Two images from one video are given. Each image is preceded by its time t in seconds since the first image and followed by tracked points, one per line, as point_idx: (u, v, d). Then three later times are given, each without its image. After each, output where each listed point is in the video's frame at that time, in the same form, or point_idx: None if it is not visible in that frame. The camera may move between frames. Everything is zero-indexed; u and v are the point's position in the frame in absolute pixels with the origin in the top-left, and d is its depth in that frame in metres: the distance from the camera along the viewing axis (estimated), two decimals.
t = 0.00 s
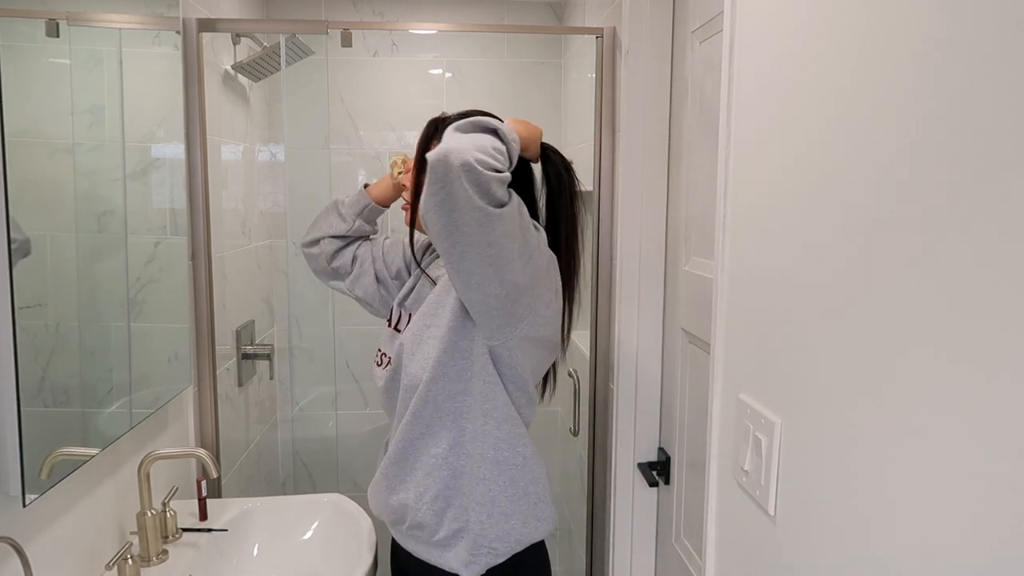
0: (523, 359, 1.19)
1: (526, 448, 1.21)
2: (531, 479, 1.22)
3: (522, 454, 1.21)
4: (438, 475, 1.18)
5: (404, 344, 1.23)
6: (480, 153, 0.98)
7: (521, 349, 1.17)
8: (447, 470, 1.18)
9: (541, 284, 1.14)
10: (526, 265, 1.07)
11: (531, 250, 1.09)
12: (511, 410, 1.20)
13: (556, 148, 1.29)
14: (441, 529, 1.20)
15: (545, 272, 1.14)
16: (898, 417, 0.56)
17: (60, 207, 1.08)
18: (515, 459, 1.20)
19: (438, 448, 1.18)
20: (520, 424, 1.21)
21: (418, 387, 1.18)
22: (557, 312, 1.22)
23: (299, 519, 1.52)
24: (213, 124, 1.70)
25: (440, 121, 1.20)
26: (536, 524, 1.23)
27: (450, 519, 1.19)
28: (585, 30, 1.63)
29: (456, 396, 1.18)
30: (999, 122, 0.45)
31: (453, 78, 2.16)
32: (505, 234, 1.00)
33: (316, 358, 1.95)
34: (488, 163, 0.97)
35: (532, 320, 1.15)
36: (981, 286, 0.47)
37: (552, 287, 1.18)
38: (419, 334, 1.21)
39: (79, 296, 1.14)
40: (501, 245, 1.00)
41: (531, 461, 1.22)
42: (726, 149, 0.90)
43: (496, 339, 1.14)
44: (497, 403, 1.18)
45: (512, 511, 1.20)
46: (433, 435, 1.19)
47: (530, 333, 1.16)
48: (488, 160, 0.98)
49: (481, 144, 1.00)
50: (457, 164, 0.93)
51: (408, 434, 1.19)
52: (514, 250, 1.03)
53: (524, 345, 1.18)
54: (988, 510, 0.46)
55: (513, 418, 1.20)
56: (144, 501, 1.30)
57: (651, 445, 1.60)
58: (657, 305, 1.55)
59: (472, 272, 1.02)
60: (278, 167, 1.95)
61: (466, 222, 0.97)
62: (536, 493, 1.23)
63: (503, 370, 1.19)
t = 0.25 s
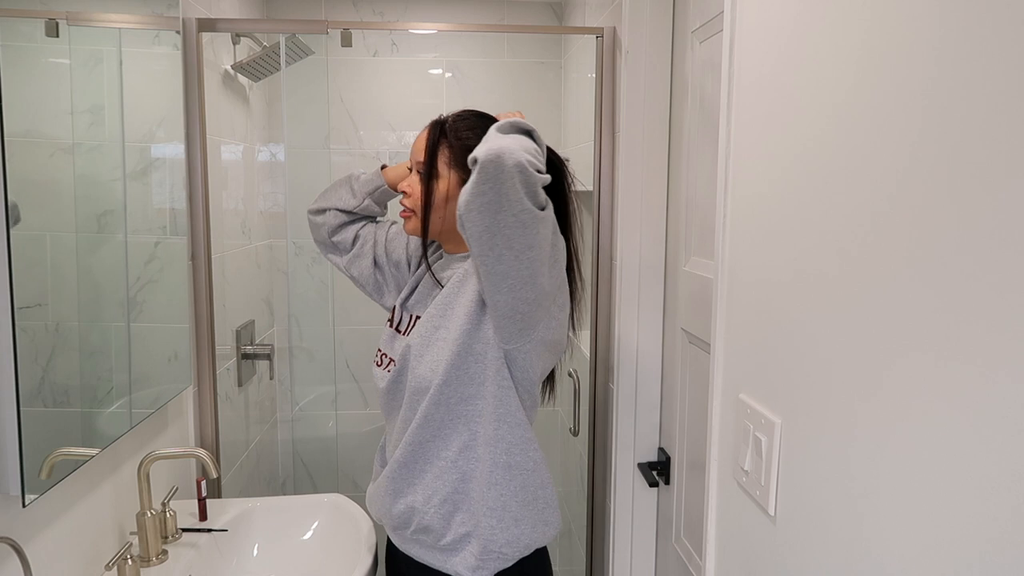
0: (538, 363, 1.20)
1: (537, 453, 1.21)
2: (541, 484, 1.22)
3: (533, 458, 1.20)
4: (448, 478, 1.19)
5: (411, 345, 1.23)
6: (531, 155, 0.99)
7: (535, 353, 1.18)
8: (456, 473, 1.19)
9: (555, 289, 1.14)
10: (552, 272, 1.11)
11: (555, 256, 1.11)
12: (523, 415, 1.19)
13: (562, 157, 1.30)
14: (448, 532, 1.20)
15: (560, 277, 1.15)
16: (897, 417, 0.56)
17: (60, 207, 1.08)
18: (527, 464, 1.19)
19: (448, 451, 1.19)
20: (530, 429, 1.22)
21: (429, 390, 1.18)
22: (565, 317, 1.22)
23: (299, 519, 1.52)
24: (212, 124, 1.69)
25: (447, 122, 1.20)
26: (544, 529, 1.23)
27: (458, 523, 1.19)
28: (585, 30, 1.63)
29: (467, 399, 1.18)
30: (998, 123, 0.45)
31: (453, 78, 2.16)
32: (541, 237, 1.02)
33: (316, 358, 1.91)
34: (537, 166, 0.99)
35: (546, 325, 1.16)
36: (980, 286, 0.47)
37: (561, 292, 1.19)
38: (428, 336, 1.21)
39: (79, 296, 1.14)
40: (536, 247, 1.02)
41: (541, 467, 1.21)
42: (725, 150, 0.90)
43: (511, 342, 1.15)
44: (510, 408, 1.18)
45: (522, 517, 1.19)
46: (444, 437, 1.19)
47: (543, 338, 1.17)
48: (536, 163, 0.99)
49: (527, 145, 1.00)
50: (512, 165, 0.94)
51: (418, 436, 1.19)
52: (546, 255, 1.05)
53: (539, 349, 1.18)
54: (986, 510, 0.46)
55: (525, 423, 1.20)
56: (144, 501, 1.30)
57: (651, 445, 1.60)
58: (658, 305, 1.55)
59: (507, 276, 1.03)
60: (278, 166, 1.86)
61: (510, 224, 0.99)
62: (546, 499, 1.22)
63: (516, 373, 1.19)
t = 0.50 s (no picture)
0: (550, 363, 1.21)
1: (549, 453, 1.21)
2: (553, 484, 1.22)
3: (546, 459, 1.20)
4: (460, 479, 1.19)
5: (417, 347, 1.22)
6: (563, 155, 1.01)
7: (548, 353, 1.18)
8: (468, 474, 1.19)
9: (568, 289, 1.14)
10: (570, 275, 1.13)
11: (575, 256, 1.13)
12: (535, 415, 1.19)
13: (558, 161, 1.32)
14: (460, 534, 1.20)
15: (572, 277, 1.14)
16: (897, 417, 0.56)
17: (59, 207, 1.08)
18: (541, 463, 1.19)
19: (461, 452, 1.20)
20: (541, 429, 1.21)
21: (441, 391, 1.18)
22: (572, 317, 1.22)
23: (299, 519, 1.52)
24: (212, 124, 1.69)
25: (447, 125, 1.19)
26: (556, 529, 1.23)
27: (470, 524, 1.20)
28: (585, 30, 1.63)
29: (479, 400, 1.19)
30: (999, 123, 0.45)
31: (453, 78, 2.16)
32: (569, 236, 1.05)
33: (316, 358, 1.91)
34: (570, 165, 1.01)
35: (558, 325, 1.16)
36: (980, 286, 0.47)
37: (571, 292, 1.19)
38: (434, 337, 1.20)
39: (79, 295, 1.14)
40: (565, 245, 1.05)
41: (553, 466, 1.22)
42: (726, 150, 0.90)
43: (524, 343, 1.15)
44: (523, 408, 1.18)
45: (535, 517, 1.19)
46: (457, 439, 1.20)
47: (554, 338, 1.17)
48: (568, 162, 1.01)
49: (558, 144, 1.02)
50: (551, 164, 0.96)
51: (429, 438, 1.19)
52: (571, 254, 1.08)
53: (551, 350, 1.19)
54: (986, 510, 0.46)
55: (538, 423, 1.19)
56: (144, 501, 1.30)
57: (651, 445, 1.60)
58: (658, 305, 1.55)
59: (532, 276, 1.05)
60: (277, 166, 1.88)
61: (542, 223, 1.01)
62: (557, 498, 1.23)
63: (528, 374, 1.19)
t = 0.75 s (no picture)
0: (556, 362, 1.22)
1: (556, 451, 1.22)
2: (560, 481, 1.23)
3: (554, 457, 1.21)
4: (470, 482, 1.19)
5: (421, 348, 1.21)
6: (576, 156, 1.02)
7: (554, 353, 1.19)
8: (478, 476, 1.19)
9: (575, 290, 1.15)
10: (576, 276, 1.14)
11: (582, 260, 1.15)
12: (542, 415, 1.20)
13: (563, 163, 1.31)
14: (471, 536, 1.20)
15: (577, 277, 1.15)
16: (897, 417, 0.56)
17: (60, 207, 1.08)
18: (548, 462, 1.20)
19: (469, 453, 1.20)
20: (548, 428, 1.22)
21: (447, 394, 1.17)
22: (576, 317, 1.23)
23: (299, 519, 1.52)
24: (212, 124, 1.70)
25: (450, 126, 1.19)
26: (563, 526, 1.24)
27: (480, 526, 1.20)
28: (585, 30, 1.63)
29: (487, 401, 1.19)
30: (999, 123, 0.45)
31: (453, 78, 2.17)
32: (582, 238, 1.05)
33: (316, 357, 1.91)
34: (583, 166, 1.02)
35: (564, 324, 1.16)
36: (980, 287, 0.47)
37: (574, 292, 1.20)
38: (437, 338, 1.20)
39: (79, 295, 1.14)
40: (578, 247, 1.05)
41: (559, 465, 1.22)
42: (726, 149, 0.90)
43: (532, 342, 1.15)
44: (531, 408, 1.18)
45: (545, 515, 1.20)
46: (465, 440, 1.20)
47: (560, 338, 1.17)
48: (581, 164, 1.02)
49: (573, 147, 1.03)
50: (567, 165, 0.97)
51: (438, 440, 1.19)
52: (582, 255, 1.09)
53: (557, 350, 1.20)
54: (986, 510, 0.46)
55: (545, 423, 1.20)
56: (144, 501, 1.30)
57: (651, 445, 1.60)
58: (658, 305, 1.55)
59: (544, 277, 1.06)
60: (278, 167, 1.87)
61: (557, 224, 1.01)
62: (564, 496, 1.24)
63: (535, 374, 1.20)
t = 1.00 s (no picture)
0: (559, 366, 1.22)
1: (558, 456, 1.22)
2: (563, 485, 1.24)
3: (557, 461, 1.21)
4: (474, 486, 1.19)
5: (423, 352, 1.21)
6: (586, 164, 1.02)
7: (557, 357, 1.19)
8: (481, 480, 1.19)
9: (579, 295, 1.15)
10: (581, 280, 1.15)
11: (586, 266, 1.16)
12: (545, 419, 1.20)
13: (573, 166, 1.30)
14: (474, 540, 1.20)
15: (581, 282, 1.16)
16: (897, 417, 0.56)
17: (60, 207, 1.08)
18: (551, 467, 1.20)
19: (472, 458, 1.19)
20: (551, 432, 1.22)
21: (450, 398, 1.17)
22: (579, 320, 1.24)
23: (299, 519, 1.52)
24: (212, 124, 1.70)
25: (463, 122, 1.19)
26: (566, 530, 1.24)
27: (484, 530, 1.20)
28: (585, 30, 1.63)
29: (491, 405, 1.19)
30: (1000, 122, 0.45)
31: (453, 78, 2.17)
32: (586, 245, 1.06)
33: (316, 358, 1.91)
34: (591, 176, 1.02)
35: (568, 329, 1.17)
36: (980, 287, 0.47)
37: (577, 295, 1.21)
38: (440, 341, 1.20)
39: (79, 295, 1.14)
40: (582, 254, 1.06)
41: (562, 469, 1.23)
42: (726, 149, 0.90)
43: (536, 347, 1.15)
44: (535, 413, 1.18)
45: (548, 519, 1.20)
46: (468, 445, 1.19)
47: (564, 342, 1.18)
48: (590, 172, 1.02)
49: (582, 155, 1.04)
50: (575, 174, 0.98)
51: (440, 444, 1.19)
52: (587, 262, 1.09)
53: (560, 354, 1.20)
54: (986, 509, 0.46)
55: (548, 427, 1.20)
56: (144, 501, 1.30)
57: (651, 445, 1.60)
58: (658, 305, 1.55)
59: (549, 282, 1.07)
60: (277, 166, 1.88)
61: (563, 231, 1.02)
62: (566, 500, 1.24)
63: (538, 378, 1.20)
